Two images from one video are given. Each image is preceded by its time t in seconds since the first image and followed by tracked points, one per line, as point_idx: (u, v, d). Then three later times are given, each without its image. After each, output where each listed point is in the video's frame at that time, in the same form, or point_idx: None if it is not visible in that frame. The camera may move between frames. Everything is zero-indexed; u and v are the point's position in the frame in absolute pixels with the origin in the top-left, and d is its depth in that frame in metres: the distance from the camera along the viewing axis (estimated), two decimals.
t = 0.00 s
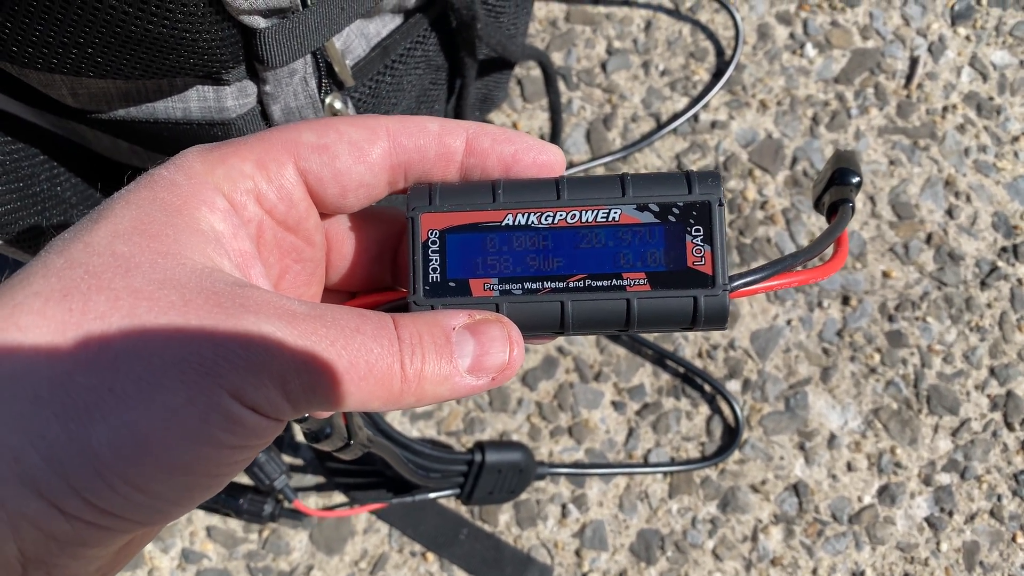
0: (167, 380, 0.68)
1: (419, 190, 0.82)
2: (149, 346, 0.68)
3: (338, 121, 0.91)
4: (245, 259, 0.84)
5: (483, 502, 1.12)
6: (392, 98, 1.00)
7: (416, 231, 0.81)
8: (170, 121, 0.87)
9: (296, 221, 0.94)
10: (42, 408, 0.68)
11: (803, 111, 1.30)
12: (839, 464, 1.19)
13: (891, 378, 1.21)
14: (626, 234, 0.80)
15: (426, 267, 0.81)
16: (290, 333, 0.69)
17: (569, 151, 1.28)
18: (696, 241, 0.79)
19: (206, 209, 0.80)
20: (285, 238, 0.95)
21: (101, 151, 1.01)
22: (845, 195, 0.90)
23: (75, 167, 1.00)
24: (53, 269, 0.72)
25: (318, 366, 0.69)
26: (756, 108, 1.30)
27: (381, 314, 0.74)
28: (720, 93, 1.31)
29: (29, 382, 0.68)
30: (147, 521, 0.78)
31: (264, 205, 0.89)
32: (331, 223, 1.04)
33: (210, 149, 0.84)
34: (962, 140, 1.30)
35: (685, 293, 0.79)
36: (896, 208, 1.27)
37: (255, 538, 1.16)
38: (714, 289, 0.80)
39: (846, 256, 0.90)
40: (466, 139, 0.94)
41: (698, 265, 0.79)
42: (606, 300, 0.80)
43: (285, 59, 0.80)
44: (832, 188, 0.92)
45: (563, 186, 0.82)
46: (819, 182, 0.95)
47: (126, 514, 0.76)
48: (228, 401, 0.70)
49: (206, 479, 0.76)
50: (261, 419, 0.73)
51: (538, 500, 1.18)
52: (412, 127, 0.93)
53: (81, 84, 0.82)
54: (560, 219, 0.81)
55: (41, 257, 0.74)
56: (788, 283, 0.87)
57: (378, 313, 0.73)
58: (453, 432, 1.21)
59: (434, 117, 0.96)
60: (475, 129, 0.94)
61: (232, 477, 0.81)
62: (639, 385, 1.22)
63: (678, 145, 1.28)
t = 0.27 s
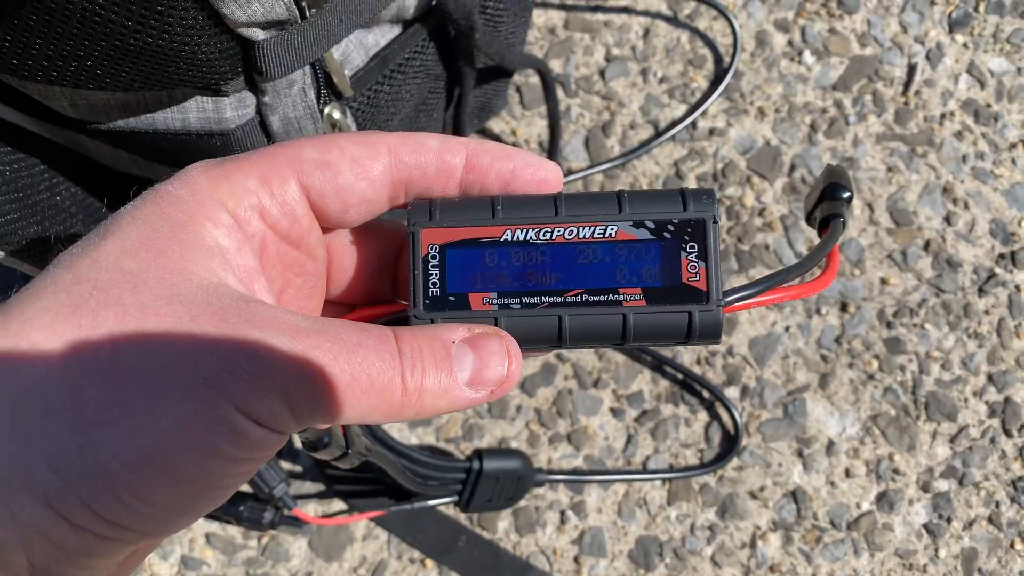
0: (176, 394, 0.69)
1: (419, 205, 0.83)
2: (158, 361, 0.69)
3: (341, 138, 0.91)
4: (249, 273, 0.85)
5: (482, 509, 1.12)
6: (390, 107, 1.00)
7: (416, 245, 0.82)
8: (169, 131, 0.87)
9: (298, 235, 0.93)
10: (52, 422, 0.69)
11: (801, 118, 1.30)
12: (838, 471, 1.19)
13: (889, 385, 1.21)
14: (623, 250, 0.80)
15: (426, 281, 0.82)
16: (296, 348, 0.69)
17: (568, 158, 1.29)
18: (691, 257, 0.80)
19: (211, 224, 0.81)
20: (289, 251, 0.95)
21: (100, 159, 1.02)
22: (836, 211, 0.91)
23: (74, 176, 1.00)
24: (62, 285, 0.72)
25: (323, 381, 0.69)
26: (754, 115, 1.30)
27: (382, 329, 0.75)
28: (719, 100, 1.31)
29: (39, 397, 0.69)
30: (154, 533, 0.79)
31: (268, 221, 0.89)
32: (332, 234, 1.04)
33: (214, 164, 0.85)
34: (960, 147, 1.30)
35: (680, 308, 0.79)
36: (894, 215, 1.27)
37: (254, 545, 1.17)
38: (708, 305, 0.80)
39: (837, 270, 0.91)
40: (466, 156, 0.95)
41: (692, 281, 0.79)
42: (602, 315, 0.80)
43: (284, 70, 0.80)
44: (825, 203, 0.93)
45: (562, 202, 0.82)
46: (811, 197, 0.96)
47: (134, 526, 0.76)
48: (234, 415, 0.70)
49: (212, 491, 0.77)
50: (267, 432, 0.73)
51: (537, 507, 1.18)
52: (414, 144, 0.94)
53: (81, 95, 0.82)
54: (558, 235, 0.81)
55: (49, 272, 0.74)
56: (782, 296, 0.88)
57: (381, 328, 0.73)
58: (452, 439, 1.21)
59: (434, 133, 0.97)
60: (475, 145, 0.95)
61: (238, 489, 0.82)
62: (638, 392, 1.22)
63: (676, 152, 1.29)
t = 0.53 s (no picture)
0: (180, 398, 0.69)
1: (421, 208, 0.82)
2: (162, 366, 0.69)
3: (343, 140, 0.91)
4: (253, 277, 0.83)
5: (482, 511, 1.12)
6: (391, 107, 0.99)
7: (419, 249, 0.81)
8: (168, 130, 0.87)
9: (301, 239, 0.93)
10: (56, 426, 0.69)
11: (803, 119, 1.30)
12: (840, 472, 1.18)
13: (891, 386, 1.21)
14: (625, 253, 0.80)
15: (428, 285, 0.81)
16: (299, 352, 0.69)
17: (568, 159, 1.28)
18: (693, 260, 0.80)
19: (215, 228, 0.80)
20: (291, 254, 0.95)
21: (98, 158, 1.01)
22: (836, 213, 0.91)
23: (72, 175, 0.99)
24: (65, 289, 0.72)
25: (326, 386, 0.69)
26: (755, 116, 1.30)
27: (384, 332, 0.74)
28: (720, 101, 1.31)
29: (44, 401, 0.69)
30: (159, 536, 0.79)
31: (271, 224, 0.89)
32: (334, 238, 1.03)
33: (217, 168, 0.84)
34: (962, 148, 1.30)
35: (682, 311, 0.79)
36: (896, 216, 1.27)
37: (253, 547, 1.16)
38: (711, 308, 0.80)
39: (838, 272, 0.90)
40: (469, 159, 0.95)
41: (694, 284, 0.79)
42: (605, 318, 0.80)
43: (284, 69, 0.79)
44: (826, 204, 0.92)
45: (563, 206, 0.82)
46: (812, 197, 0.95)
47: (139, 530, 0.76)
48: (238, 420, 0.70)
49: (217, 494, 0.76)
50: (270, 436, 0.73)
51: (537, 508, 1.18)
52: (418, 146, 0.93)
53: (79, 94, 0.81)
54: (560, 238, 0.81)
55: (53, 276, 0.74)
56: (783, 299, 0.87)
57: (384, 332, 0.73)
58: (452, 440, 1.20)
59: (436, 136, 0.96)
60: (477, 148, 0.94)
61: (242, 492, 0.81)
62: (638, 394, 1.21)
63: (677, 153, 1.28)
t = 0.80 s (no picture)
0: (188, 400, 0.68)
1: (430, 211, 0.82)
2: (170, 367, 0.68)
3: (352, 144, 0.91)
4: (259, 279, 0.84)
5: (486, 514, 1.11)
6: (395, 104, 0.97)
7: (427, 252, 0.81)
8: (172, 125, 0.86)
9: (308, 242, 0.93)
10: (63, 428, 0.68)
11: (806, 117, 1.30)
12: (844, 472, 1.18)
13: (896, 386, 1.21)
14: (634, 257, 0.80)
15: (436, 288, 0.81)
16: (308, 355, 0.69)
17: (571, 157, 1.28)
18: (703, 264, 0.79)
19: (222, 230, 0.80)
20: (299, 257, 0.95)
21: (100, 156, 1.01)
22: (843, 222, 0.90)
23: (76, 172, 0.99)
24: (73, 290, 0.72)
25: (335, 389, 0.68)
26: (759, 114, 1.30)
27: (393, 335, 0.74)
28: (723, 99, 1.31)
29: (51, 403, 0.68)
30: (164, 540, 0.78)
31: (279, 226, 0.89)
32: (343, 241, 1.04)
33: (224, 169, 0.84)
34: (966, 147, 1.29)
35: (691, 316, 0.79)
36: (900, 215, 1.27)
37: (256, 547, 1.15)
38: (720, 313, 0.79)
39: (848, 280, 0.91)
40: (477, 162, 0.94)
41: (704, 289, 0.79)
42: (613, 323, 0.79)
43: (288, 64, 0.79)
44: (832, 211, 0.92)
45: (572, 209, 0.81)
46: (820, 203, 0.95)
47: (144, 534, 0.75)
48: (246, 422, 0.70)
49: (223, 498, 0.76)
50: (278, 440, 0.73)
51: (541, 508, 1.17)
52: (426, 150, 0.93)
53: (83, 88, 0.81)
54: (569, 242, 0.80)
55: (60, 277, 0.74)
56: (791, 305, 0.88)
57: (393, 335, 0.72)
58: (455, 440, 1.20)
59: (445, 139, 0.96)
60: (486, 152, 0.94)
61: (247, 496, 0.81)
62: (642, 393, 1.21)
63: (681, 151, 1.28)
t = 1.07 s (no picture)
0: (183, 403, 0.69)
1: (425, 217, 0.82)
2: (165, 371, 0.69)
3: (348, 150, 0.91)
4: (255, 283, 0.85)
5: (486, 512, 1.11)
6: (396, 106, 0.98)
7: (422, 258, 0.81)
8: (175, 127, 0.87)
9: (305, 246, 0.94)
10: (59, 431, 0.68)
11: (806, 119, 1.30)
12: (844, 473, 1.18)
13: (895, 387, 1.21)
14: (628, 265, 0.80)
15: (431, 294, 0.81)
16: (303, 359, 0.69)
17: (572, 159, 1.28)
18: (696, 273, 0.79)
19: (218, 234, 0.81)
20: (295, 262, 0.95)
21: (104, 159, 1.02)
22: (836, 229, 0.90)
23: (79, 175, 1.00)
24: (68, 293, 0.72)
25: (329, 393, 0.69)
26: (759, 116, 1.30)
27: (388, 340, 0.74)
28: (723, 101, 1.31)
29: (47, 404, 0.68)
30: (158, 543, 0.78)
31: (275, 230, 0.89)
32: (339, 246, 1.03)
33: (222, 174, 0.84)
34: (965, 149, 1.30)
35: (685, 324, 0.79)
36: (899, 216, 1.27)
37: (256, 548, 1.16)
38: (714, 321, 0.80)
39: (841, 288, 0.91)
40: (473, 168, 0.95)
41: (698, 297, 0.79)
42: (608, 329, 0.80)
43: (290, 66, 0.79)
44: (826, 220, 0.92)
45: (568, 216, 0.82)
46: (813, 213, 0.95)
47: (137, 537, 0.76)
48: (240, 426, 0.70)
49: (217, 501, 0.76)
50: (272, 443, 0.73)
51: (541, 509, 1.17)
52: (423, 156, 0.93)
53: (86, 90, 0.81)
54: (564, 249, 0.81)
55: (57, 279, 0.74)
56: (783, 314, 0.88)
57: (387, 341, 0.73)
58: (455, 441, 1.20)
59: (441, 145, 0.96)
60: (483, 158, 0.95)
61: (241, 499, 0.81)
62: (642, 394, 1.21)
63: (681, 153, 1.28)
